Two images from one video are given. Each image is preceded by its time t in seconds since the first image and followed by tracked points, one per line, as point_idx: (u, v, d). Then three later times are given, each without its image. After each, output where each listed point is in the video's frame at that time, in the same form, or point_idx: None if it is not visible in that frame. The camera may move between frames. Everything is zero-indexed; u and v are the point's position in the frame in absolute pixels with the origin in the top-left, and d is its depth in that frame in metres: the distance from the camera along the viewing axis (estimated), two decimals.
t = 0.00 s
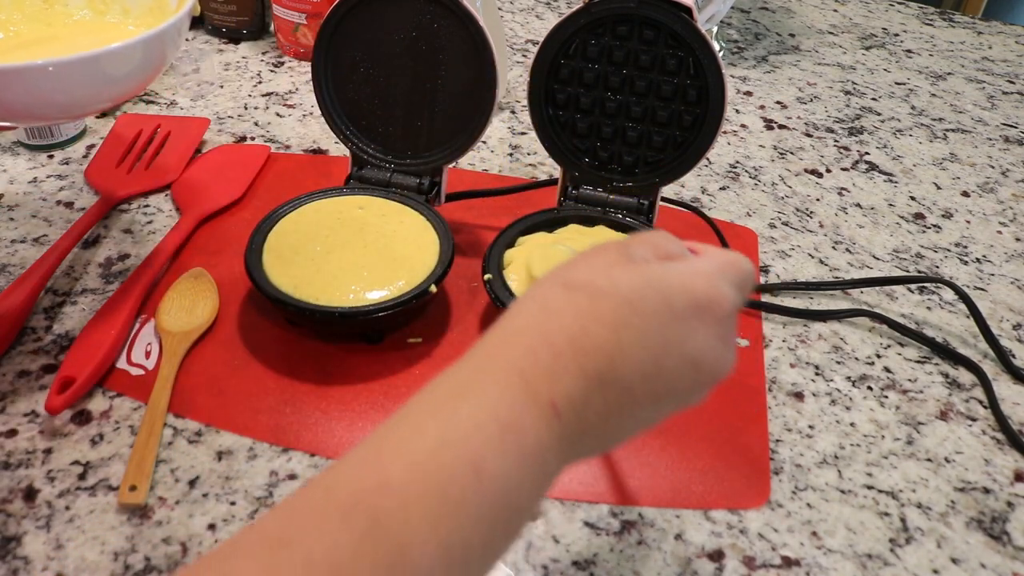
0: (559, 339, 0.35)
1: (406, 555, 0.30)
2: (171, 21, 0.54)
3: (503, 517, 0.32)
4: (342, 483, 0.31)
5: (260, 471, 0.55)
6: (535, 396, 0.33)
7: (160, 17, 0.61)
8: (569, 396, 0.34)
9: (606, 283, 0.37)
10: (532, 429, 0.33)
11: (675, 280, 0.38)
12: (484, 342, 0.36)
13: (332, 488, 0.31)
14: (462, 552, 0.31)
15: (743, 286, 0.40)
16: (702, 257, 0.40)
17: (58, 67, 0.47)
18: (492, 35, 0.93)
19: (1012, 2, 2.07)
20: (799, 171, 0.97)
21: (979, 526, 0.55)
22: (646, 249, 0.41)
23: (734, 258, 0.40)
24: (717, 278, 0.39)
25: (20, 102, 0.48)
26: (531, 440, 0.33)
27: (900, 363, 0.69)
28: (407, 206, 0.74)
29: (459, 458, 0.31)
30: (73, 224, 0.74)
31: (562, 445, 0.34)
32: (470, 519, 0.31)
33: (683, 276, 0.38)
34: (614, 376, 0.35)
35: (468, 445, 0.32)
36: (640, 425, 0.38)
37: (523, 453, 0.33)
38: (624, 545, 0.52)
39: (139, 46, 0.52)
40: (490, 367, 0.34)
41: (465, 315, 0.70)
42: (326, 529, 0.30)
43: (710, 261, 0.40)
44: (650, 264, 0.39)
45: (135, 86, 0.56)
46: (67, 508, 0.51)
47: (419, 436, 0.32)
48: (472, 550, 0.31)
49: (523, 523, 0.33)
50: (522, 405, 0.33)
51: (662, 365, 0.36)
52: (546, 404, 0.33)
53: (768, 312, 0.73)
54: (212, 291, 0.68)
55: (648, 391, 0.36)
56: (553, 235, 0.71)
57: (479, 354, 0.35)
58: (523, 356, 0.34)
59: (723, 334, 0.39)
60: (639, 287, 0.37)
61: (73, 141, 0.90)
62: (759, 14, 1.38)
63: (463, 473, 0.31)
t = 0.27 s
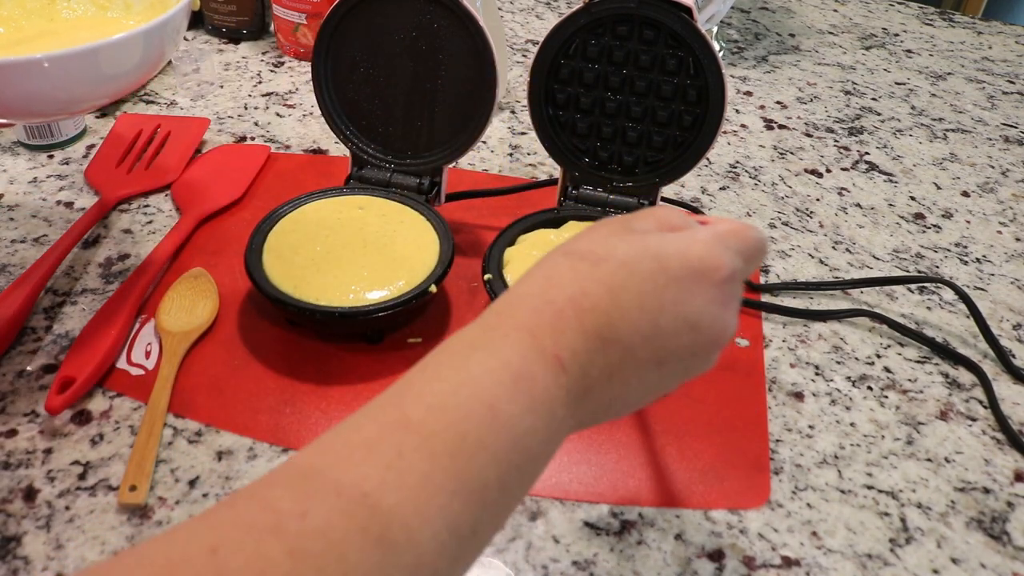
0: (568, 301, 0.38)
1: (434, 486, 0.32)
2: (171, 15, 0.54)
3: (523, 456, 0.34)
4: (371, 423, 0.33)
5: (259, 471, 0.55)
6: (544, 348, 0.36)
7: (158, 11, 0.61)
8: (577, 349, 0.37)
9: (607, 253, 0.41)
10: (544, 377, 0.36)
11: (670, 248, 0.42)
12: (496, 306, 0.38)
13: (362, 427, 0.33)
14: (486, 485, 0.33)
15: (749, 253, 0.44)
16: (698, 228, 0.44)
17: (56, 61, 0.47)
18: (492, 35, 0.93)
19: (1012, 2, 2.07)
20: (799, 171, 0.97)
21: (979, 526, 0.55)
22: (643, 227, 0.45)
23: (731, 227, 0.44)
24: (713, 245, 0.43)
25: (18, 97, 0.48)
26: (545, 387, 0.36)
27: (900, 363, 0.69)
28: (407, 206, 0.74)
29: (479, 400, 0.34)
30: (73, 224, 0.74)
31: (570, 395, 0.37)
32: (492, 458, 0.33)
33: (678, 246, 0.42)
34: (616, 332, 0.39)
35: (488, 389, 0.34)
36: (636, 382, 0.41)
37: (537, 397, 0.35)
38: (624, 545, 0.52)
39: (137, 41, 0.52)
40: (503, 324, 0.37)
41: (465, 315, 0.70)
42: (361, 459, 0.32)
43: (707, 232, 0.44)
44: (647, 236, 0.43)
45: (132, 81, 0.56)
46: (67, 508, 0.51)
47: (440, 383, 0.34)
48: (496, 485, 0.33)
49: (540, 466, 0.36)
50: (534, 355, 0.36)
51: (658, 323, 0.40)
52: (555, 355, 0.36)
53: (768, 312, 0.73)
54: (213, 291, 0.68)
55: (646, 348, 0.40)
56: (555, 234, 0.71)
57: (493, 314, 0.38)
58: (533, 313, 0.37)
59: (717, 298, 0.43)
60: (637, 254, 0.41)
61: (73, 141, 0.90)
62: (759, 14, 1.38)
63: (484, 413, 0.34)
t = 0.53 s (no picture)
0: (514, 257, 0.38)
1: (384, 442, 0.32)
2: (170, 6, 0.54)
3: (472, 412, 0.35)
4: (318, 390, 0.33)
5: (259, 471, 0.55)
6: (486, 302, 0.37)
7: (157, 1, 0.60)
8: (519, 303, 0.37)
9: (553, 210, 0.41)
10: (489, 332, 0.36)
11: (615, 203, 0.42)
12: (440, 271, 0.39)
13: (309, 394, 0.33)
14: (436, 439, 0.33)
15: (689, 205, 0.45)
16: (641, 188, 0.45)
17: (56, 51, 0.47)
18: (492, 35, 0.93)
19: (1012, 1, 2.07)
20: (799, 171, 0.97)
21: (979, 526, 0.55)
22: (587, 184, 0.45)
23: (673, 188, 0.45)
24: (655, 202, 0.44)
25: (17, 88, 0.48)
26: (491, 342, 0.36)
27: (900, 363, 0.69)
28: (407, 206, 0.74)
29: (425, 359, 0.34)
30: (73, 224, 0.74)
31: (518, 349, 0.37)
32: (440, 413, 0.34)
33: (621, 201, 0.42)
34: (567, 286, 0.39)
35: (433, 346, 0.35)
36: (589, 336, 0.42)
37: (484, 352, 0.36)
38: (624, 545, 0.52)
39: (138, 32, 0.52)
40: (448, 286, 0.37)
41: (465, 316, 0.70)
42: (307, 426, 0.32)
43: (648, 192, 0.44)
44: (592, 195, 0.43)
45: (131, 72, 0.55)
46: (67, 508, 0.51)
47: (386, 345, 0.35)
48: (447, 440, 0.34)
49: (490, 420, 0.36)
50: (478, 311, 0.36)
51: (606, 275, 0.40)
52: (502, 310, 0.37)
53: (768, 312, 0.73)
54: (212, 291, 0.68)
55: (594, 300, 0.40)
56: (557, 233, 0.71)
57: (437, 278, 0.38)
58: (477, 272, 0.37)
59: (661, 248, 0.43)
60: (582, 210, 0.41)
61: (73, 141, 0.90)
62: (758, 14, 1.38)
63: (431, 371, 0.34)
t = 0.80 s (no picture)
0: (517, 272, 0.39)
1: (388, 467, 0.32)
2: None
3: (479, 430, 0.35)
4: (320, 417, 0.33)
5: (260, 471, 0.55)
6: (492, 319, 0.37)
7: None
8: (526, 317, 0.38)
9: (554, 221, 0.42)
10: (491, 347, 0.36)
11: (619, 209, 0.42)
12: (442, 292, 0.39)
13: (311, 421, 0.34)
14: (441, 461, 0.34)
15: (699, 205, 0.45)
16: (650, 188, 0.45)
17: (52, 43, 0.47)
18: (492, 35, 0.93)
19: (1012, 2, 2.07)
20: (799, 171, 0.97)
21: (979, 526, 0.55)
22: (590, 191, 0.45)
23: (683, 183, 0.45)
24: (663, 199, 0.44)
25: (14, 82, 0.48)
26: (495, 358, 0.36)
27: (900, 363, 0.69)
28: (407, 206, 0.74)
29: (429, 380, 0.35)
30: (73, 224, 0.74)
31: (526, 363, 0.38)
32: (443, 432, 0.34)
33: (625, 204, 0.43)
34: (572, 298, 0.39)
35: (436, 367, 0.35)
36: (602, 347, 0.41)
37: (488, 370, 0.36)
38: (624, 545, 0.52)
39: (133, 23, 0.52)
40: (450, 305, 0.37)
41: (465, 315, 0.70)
42: (309, 453, 0.32)
43: (655, 190, 0.44)
44: (596, 201, 0.44)
45: (128, 64, 0.55)
46: (67, 508, 0.51)
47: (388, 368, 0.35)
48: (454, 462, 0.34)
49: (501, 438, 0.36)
50: (481, 328, 0.37)
51: (613, 284, 0.40)
52: (504, 325, 0.37)
53: (768, 312, 0.73)
54: (212, 291, 0.68)
55: (603, 310, 0.40)
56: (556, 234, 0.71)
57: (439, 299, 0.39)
58: (479, 290, 0.38)
59: (670, 249, 0.43)
60: (585, 219, 0.42)
61: (73, 141, 0.89)
62: (758, 14, 1.38)
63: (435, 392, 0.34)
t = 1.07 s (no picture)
0: (477, 250, 0.38)
1: (358, 450, 0.31)
2: None
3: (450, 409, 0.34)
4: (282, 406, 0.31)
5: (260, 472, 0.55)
6: (454, 297, 0.36)
7: None
8: (488, 293, 0.37)
9: (514, 200, 0.41)
10: (457, 322, 0.35)
11: (579, 184, 0.42)
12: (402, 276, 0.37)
13: (277, 411, 0.32)
14: (411, 440, 0.32)
15: (656, 177, 0.45)
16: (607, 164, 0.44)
17: (52, 39, 0.47)
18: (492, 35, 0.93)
19: (1012, 2, 2.07)
20: (799, 171, 0.97)
21: (979, 526, 0.55)
22: (548, 169, 0.44)
23: (636, 160, 0.45)
24: (621, 172, 0.44)
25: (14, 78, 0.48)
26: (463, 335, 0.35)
27: (900, 363, 0.69)
28: (407, 206, 0.74)
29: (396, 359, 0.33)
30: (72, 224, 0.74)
31: (494, 340, 0.37)
32: (414, 412, 0.32)
33: (584, 180, 0.42)
34: (534, 273, 0.38)
35: (404, 346, 0.33)
36: (566, 322, 0.41)
37: (456, 347, 0.34)
38: (624, 545, 0.52)
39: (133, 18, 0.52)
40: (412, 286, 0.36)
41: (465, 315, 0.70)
42: (277, 441, 0.30)
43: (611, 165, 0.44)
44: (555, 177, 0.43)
45: (128, 61, 0.55)
46: (67, 508, 0.51)
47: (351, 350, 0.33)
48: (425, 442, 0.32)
49: (471, 414, 0.35)
50: (447, 305, 0.35)
51: (576, 259, 0.40)
52: (470, 303, 0.36)
53: (768, 312, 0.73)
54: (212, 291, 0.68)
55: (567, 284, 0.40)
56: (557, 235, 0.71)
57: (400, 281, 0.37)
58: (440, 270, 0.37)
59: (634, 220, 0.42)
60: (545, 196, 0.41)
61: (73, 141, 0.89)
62: (758, 14, 1.38)
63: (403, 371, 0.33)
